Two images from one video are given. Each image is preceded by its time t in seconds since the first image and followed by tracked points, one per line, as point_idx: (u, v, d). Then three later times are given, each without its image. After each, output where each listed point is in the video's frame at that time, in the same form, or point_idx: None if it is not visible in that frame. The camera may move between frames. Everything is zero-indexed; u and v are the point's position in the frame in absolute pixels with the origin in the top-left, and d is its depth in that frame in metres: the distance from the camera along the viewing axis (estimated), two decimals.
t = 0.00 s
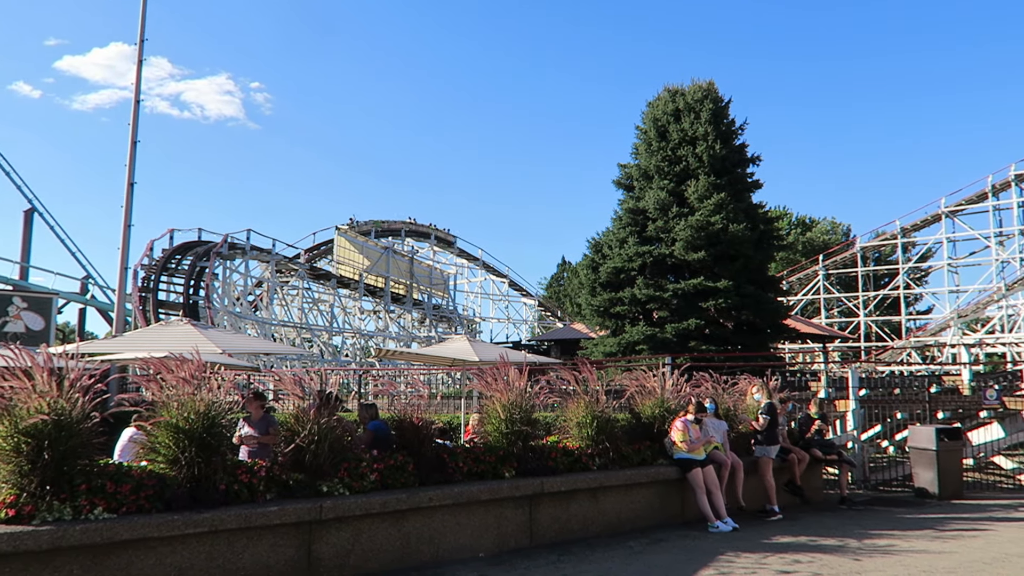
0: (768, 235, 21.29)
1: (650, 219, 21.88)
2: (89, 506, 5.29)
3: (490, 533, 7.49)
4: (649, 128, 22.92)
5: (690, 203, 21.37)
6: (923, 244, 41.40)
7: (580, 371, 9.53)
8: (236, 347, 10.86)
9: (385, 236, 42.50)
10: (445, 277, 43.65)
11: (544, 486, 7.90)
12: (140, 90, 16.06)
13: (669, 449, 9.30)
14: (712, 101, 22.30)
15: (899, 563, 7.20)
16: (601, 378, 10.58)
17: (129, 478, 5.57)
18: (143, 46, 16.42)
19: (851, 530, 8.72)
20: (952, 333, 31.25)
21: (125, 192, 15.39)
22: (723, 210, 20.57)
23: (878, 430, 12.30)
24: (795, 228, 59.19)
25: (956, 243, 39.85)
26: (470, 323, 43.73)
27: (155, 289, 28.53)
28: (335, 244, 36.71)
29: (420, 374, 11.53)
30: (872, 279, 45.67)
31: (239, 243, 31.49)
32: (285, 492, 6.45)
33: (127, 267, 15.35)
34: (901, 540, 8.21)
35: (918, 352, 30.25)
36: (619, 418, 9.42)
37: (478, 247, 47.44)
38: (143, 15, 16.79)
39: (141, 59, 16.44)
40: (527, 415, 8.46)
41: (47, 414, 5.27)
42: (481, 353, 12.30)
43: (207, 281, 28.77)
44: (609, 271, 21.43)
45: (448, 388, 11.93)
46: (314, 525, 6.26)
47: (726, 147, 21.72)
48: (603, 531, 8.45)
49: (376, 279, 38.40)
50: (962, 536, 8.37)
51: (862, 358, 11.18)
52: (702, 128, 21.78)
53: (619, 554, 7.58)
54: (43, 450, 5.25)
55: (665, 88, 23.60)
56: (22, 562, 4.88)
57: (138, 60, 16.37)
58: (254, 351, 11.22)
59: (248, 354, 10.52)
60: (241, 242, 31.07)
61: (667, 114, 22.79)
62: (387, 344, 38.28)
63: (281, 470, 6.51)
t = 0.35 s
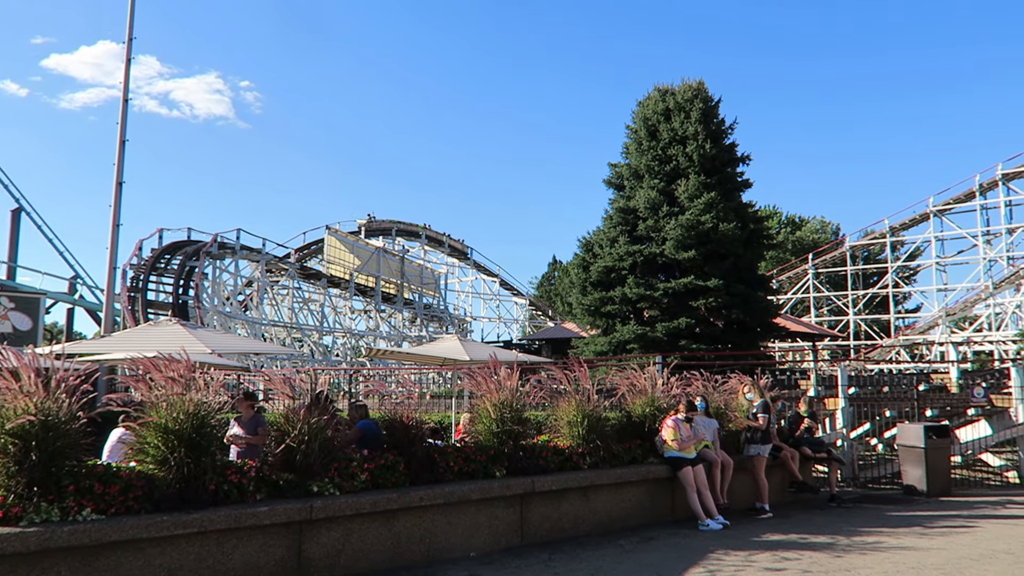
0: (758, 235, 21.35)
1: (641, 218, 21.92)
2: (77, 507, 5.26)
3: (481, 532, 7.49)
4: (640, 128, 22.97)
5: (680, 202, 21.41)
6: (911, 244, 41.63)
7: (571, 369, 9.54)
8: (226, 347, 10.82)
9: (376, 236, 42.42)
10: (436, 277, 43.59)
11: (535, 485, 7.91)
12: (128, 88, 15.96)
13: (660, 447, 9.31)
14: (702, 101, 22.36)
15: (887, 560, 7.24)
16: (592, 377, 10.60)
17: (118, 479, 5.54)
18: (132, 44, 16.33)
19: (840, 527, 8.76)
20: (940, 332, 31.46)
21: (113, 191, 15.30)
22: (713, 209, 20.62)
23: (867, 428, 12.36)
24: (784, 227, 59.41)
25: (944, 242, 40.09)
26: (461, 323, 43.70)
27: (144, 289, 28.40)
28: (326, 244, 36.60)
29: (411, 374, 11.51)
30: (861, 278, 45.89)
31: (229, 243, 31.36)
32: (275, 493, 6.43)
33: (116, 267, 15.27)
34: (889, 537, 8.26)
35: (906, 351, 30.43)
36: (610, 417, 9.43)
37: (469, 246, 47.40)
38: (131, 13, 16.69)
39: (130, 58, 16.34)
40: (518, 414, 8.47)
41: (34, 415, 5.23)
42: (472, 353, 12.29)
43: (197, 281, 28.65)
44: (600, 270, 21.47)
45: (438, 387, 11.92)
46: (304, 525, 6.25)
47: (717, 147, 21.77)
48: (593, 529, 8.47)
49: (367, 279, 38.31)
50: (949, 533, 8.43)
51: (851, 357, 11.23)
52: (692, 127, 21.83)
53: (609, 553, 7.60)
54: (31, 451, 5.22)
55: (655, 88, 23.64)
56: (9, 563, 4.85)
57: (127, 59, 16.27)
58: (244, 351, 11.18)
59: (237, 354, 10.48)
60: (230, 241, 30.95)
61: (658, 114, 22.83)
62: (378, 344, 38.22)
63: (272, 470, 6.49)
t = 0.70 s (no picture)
0: (746, 234, 21.44)
1: (630, 218, 21.97)
2: (63, 508, 5.22)
3: (470, 532, 7.48)
4: (628, 127, 23.02)
5: (669, 201, 21.48)
6: (898, 243, 41.90)
7: (559, 369, 9.55)
8: (214, 347, 10.77)
9: (365, 236, 42.33)
10: (425, 276, 43.53)
11: (524, 484, 7.91)
12: (114, 87, 15.85)
13: (648, 446, 9.34)
14: (690, 100, 22.43)
15: (874, 557, 7.29)
16: (581, 376, 10.62)
17: (104, 480, 5.50)
18: (118, 42, 16.21)
19: (827, 525, 8.82)
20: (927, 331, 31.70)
21: (100, 190, 15.20)
22: (702, 209, 20.69)
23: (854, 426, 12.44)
24: (772, 226, 59.66)
25: (930, 241, 40.39)
26: (450, 322, 43.65)
27: (131, 288, 28.22)
28: (314, 243, 36.48)
29: (399, 373, 11.50)
30: (848, 277, 46.16)
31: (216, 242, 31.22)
32: (263, 493, 6.40)
33: (102, 266, 15.17)
34: (876, 534, 8.32)
35: (892, 349, 30.67)
36: (599, 416, 9.45)
37: (458, 246, 47.36)
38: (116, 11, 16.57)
39: (116, 56, 16.21)
40: (506, 414, 8.48)
41: (19, 415, 5.20)
42: (461, 352, 12.29)
43: (184, 280, 28.50)
44: (589, 269, 21.50)
45: (428, 386, 11.92)
46: (292, 526, 6.22)
47: (704, 147, 21.84)
48: (582, 528, 8.48)
49: (356, 278, 38.20)
50: (935, 530, 8.50)
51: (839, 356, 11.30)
52: (681, 127, 21.89)
53: (598, 551, 7.61)
54: (16, 452, 5.18)
55: (643, 88, 23.70)
56: None
57: (113, 58, 16.15)
58: (232, 351, 11.13)
59: (225, 354, 10.44)
60: (218, 241, 30.81)
61: (646, 113, 22.89)
62: (367, 344, 38.14)
63: (260, 470, 6.46)
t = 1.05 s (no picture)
0: (731, 234, 21.55)
1: (615, 218, 22.02)
2: (42, 509, 5.16)
3: (454, 532, 7.47)
4: (614, 127, 23.07)
5: (654, 202, 21.54)
6: (880, 244, 42.27)
7: (545, 369, 9.57)
8: (196, 346, 10.68)
9: (351, 235, 42.19)
10: (410, 276, 43.44)
11: (508, 484, 7.91)
12: (96, 84, 15.70)
13: (632, 446, 9.36)
14: (676, 101, 22.52)
15: (855, 555, 7.35)
16: (566, 376, 10.65)
17: (84, 480, 5.44)
18: (100, 39, 16.05)
19: (810, 524, 8.88)
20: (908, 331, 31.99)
21: (81, 187, 15.05)
22: (687, 209, 20.77)
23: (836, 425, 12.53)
24: (756, 227, 60.00)
25: (912, 242, 40.77)
26: (435, 322, 43.58)
27: (113, 287, 27.97)
28: (299, 242, 36.31)
29: (384, 372, 11.47)
30: (831, 278, 46.54)
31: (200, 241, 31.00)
32: (246, 493, 6.37)
33: (83, 264, 15.02)
34: (858, 532, 8.39)
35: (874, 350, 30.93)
36: (584, 416, 9.46)
37: (444, 245, 47.31)
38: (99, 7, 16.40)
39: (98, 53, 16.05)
40: (491, 414, 8.48)
41: None
42: (446, 352, 12.27)
43: (168, 279, 28.28)
44: (574, 269, 21.54)
45: (412, 386, 11.90)
46: (275, 526, 6.19)
47: (690, 147, 21.93)
48: (567, 528, 8.49)
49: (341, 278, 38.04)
50: (916, 528, 8.59)
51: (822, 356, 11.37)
52: (666, 128, 21.96)
53: (582, 551, 7.63)
54: None
55: (630, 88, 23.76)
56: None
57: (95, 54, 15.99)
58: (214, 350, 11.05)
59: (207, 353, 10.37)
60: (202, 239, 30.60)
61: (632, 114, 22.95)
62: (352, 343, 38.00)
63: (243, 470, 6.42)
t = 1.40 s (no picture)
0: (715, 235, 21.64)
1: (601, 218, 22.08)
2: (21, 509, 5.11)
3: (438, 531, 7.46)
4: (599, 127, 23.11)
5: (639, 202, 21.60)
6: (863, 244, 42.63)
7: (529, 368, 9.58)
8: (178, 345, 10.60)
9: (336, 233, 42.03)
10: (396, 275, 43.34)
11: (493, 483, 7.91)
12: (78, 80, 15.54)
13: (617, 445, 9.38)
14: (661, 102, 22.59)
15: (837, 553, 7.40)
16: (552, 375, 10.67)
17: (64, 480, 5.39)
18: (82, 34, 15.90)
19: (792, 522, 8.94)
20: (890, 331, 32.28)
21: (62, 185, 14.91)
22: (672, 209, 20.84)
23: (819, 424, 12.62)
24: (740, 227, 60.32)
25: (894, 243, 41.15)
26: (421, 321, 43.50)
27: (95, 285, 27.71)
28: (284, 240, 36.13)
29: (367, 371, 11.45)
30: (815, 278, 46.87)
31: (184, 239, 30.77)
32: (229, 493, 6.33)
33: (65, 262, 14.88)
34: (839, 531, 8.46)
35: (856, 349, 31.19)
36: (568, 415, 9.48)
37: (429, 244, 47.24)
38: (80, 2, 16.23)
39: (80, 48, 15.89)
40: (476, 413, 8.48)
41: None
42: (430, 352, 12.26)
43: (151, 277, 28.05)
44: (560, 268, 21.58)
45: (397, 385, 11.87)
46: (258, 526, 6.16)
47: (675, 148, 22.02)
48: (551, 527, 8.50)
49: (326, 277, 37.87)
50: (897, 527, 8.66)
51: (805, 356, 11.46)
52: (652, 128, 22.03)
53: (566, 550, 7.64)
54: None
55: (616, 88, 23.82)
56: None
57: (77, 50, 15.83)
58: (197, 349, 10.97)
59: (190, 352, 10.29)
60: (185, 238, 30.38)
61: (618, 114, 23.01)
62: (337, 342, 37.87)
63: (225, 470, 6.38)
